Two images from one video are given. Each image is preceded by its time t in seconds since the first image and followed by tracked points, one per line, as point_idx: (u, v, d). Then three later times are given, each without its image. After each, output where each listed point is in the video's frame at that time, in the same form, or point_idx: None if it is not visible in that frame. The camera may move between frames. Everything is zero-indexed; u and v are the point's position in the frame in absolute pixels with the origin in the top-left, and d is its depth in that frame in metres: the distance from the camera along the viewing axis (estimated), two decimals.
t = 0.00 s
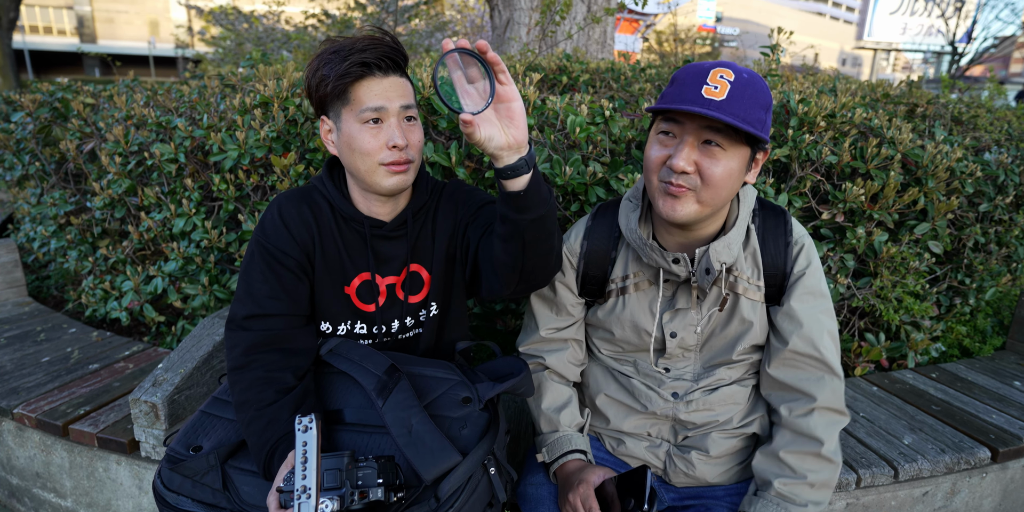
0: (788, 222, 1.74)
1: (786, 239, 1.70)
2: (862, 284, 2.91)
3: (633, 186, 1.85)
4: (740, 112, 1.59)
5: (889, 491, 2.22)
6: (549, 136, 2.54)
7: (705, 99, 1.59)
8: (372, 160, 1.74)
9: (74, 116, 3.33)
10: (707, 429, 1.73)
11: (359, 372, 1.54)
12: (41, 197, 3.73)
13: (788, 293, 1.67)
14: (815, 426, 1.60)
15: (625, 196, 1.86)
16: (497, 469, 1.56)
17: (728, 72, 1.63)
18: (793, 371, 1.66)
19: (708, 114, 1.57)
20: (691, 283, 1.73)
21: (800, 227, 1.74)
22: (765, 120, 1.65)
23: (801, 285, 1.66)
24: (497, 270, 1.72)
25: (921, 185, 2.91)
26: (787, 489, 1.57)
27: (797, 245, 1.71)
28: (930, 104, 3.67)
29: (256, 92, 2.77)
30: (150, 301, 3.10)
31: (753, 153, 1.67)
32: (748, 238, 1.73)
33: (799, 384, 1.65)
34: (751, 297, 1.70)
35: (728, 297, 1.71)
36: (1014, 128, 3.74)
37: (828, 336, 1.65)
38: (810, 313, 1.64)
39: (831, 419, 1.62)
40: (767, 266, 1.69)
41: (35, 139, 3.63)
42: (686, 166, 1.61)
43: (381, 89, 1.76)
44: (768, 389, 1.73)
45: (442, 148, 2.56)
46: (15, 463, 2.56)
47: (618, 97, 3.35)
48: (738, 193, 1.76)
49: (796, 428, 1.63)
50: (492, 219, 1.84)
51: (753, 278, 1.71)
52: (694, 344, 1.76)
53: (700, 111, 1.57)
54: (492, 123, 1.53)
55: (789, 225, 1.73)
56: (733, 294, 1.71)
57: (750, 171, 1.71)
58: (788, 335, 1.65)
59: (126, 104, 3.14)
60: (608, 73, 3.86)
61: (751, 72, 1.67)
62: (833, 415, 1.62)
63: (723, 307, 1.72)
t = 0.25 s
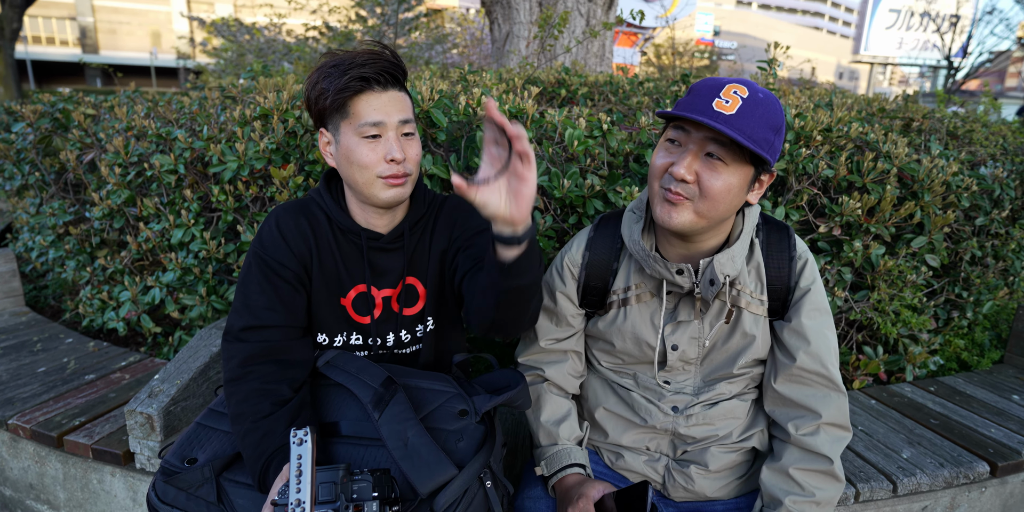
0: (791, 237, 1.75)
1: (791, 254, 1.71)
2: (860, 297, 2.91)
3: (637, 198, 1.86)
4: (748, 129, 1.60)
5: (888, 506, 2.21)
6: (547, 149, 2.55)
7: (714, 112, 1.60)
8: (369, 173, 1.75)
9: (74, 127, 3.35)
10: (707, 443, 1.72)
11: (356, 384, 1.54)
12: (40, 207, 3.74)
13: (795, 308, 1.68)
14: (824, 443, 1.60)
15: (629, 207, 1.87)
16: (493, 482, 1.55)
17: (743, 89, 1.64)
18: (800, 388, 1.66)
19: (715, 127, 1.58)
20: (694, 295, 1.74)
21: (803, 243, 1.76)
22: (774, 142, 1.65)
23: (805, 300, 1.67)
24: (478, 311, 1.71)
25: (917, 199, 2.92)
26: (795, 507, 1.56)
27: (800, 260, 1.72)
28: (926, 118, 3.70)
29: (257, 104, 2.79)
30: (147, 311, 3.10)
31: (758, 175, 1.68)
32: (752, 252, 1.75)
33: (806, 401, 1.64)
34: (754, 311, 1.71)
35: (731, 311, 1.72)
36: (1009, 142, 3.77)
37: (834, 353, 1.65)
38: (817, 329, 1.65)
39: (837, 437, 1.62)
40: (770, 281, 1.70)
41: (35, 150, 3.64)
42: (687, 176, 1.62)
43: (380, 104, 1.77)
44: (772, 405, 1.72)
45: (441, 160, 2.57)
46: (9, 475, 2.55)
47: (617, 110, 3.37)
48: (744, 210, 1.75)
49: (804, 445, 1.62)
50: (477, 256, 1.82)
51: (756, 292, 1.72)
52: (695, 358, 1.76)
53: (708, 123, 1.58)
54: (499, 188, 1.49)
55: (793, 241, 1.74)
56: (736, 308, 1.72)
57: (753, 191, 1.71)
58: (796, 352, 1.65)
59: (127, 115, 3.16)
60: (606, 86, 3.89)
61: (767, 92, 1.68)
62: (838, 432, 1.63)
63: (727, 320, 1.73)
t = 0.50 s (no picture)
0: (790, 238, 1.74)
1: (789, 255, 1.70)
2: (857, 299, 2.90)
3: (634, 199, 1.85)
4: (746, 134, 1.59)
5: (885, 507, 2.20)
6: (544, 149, 2.54)
7: (711, 118, 1.59)
8: (368, 175, 1.75)
9: (70, 126, 3.34)
10: (702, 443, 1.71)
11: (348, 384, 1.52)
12: (36, 207, 3.73)
13: (794, 310, 1.67)
14: (820, 445, 1.59)
15: (626, 207, 1.86)
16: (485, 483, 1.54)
17: (741, 93, 1.63)
18: (797, 391, 1.65)
19: (711, 133, 1.57)
20: (692, 296, 1.73)
21: (802, 244, 1.75)
22: (772, 146, 1.63)
23: (804, 302, 1.66)
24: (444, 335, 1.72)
25: (914, 200, 2.92)
26: (791, 509, 1.54)
27: (799, 261, 1.71)
28: (923, 120, 3.69)
29: (252, 104, 2.78)
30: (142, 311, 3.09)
31: (757, 179, 1.67)
32: (751, 253, 1.73)
33: (803, 402, 1.63)
34: (752, 312, 1.70)
35: (728, 313, 1.71)
36: (1006, 144, 3.77)
37: (832, 355, 1.64)
38: (816, 330, 1.64)
39: (834, 439, 1.61)
40: (769, 282, 1.69)
41: (31, 149, 3.63)
42: (684, 183, 1.61)
43: (382, 106, 1.76)
44: (770, 406, 1.71)
45: (437, 160, 2.56)
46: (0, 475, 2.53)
47: (614, 112, 3.36)
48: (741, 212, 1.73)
49: (801, 447, 1.60)
50: (456, 285, 1.82)
51: (754, 294, 1.71)
52: (691, 359, 1.75)
53: (704, 130, 1.57)
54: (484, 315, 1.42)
55: (791, 242, 1.73)
56: (734, 310, 1.71)
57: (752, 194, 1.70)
58: (794, 353, 1.64)
59: (123, 115, 3.15)
60: (604, 88, 3.88)
61: (765, 95, 1.67)
62: (836, 434, 1.61)
63: (724, 322, 1.72)
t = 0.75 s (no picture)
0: (782, 236, 1.74)
1: (782, 252, 1.70)
2: (850, 296, 2.90)
3: (625, 198, 1.84)
4: (724, 142, 1.57)
5: (877, 504, 2.20)
6: (537, 145, 2.53)
7: (687, 129, 1.58)
8: (364, 180, 1.73)
9: (59, 121, 3.31)
10: (694, 441, 1.71)
11: (338, 383, 1.51)
12: (25, 203, 3.69)
13: (786, 308, 1.66)
14: (813, 444, 1.58)
15: (617, 206, 1.84)
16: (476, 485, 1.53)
17: (716, 98, 1.61)
18: (790, 389, 1.65)
19: (688, 146, 1.55)
20: (683, 296, 1.72)
21: (794, 241, 1.74)
22: (755, 147, 1.61)
23: (796, 300, 1.65)
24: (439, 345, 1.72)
25: (907, 197, 2.92)
26: (783, 508, 1.54)
27: (791, 258, 1.71)
28: (917, 117, 3.70)
29: (243, 99, 2.76)
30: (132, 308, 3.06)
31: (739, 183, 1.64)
32: (743, 252, 1.73)
33: (796, 401, 1.63)
34: (743, 311, 1.70)
35: (720, 312, 1.71)
36: (999, 142, 3.77)
37: (825, 353, 1.63)
38: (808, 329, 1.63)
39: (827, 437, 1.60)
40: (761, 280, 1.69)
41: (20, 145, 3.59)
42: (669, 195, 1.59)
43: (382, 109, 1.73)
44: (762, 404, 1.71)
45: (429, 156, 2.55)
46: None
47: (609, 108, 3.35)
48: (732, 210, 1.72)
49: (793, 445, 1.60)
50: (454, 298, 1.83)
51: (746, 292, 1.71)
52: (683, 358, 1.75)
53: (681, 142, 1.56)
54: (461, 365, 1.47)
55: (783, 239, 1.73)
56: (725, 309, 1.71)
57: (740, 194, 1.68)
58: (786, 352, 1.64)
59: (112, 110, 3.12)
60: (598, 84, 3.87)
61: (743, 92, 1.63)
62: (828, 433, 1.61)
63: (716, 321, 1.71)
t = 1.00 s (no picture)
0: (779, 234, 1.73)
1: (779, 250, 1.69)
2: (848, 294, 2.90)
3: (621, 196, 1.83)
4: (716, 143, 1.57)
5: (874, 501, 2.20)
6: (535, 142, 2.53)
7: (679, 131, 1.58)
8: (366, 190, 1.72)
9: (55, 116, 3.29)
10: (690, 439, 1.71)
11: (336, 380, 1.51)
12: (20, 198, 3.67)
13: (782, 306, 1.66)
14: (810, 442, 1.58)
15: (613, 205, 1.84)
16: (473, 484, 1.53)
17: (708, 98, 1.61)
18: (786, 387, 1.65)
19: (678, 149, 1.56)
20: (679, 295, 1.71)
21: (791, 238, 1.73)
22: (748, 148, 1.60)
23: (792, 299, 1.65)
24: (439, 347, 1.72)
25: (905, 196, 2.92)
26: (779, 506, 1.54)
27: (788, 256, 1.70)
28: (915, 116, 3.69)
29: (240, 95, 2.74)
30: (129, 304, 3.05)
31: (732, 185, 1.63)
32: (739, 249, 1.73)
33: (792, 399, 1.63)
34: (739, 309, 1.69)
35: (716, 310, 1.70)
36: (997, 140, 3.78)
37: (822, 351, 1.63)
38: (804, 327, 1.63)
39: (824, 435, 1.60)
40: (757, 278, 1.68)
41: (15, 139, 3.58)
42: (660, 197, 1.59)
43: (386, 121, 1.70)
44: (759, 402, 1.71)
45: (427, 152, 2.54)
46: None
47: (607, 105, 3.35)
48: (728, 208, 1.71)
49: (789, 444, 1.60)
50: (457, 303, 1.83)
51: (742, 290, 1.70)
52: (680, 356, 1.75)
53: (672, 145, 1.57)
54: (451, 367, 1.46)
55: (780, 237, 1.72)
56: (722, 307, 1.70)
57: (734, 193, 1.67)
58: (782, 350, 1.64)
59: (108, 105, 3.10)
60: (597, 81, 3.86)
61: (736, 92, 1.62)
62: (825, 431, 1.61)
63: (711, 320, 1.71)
